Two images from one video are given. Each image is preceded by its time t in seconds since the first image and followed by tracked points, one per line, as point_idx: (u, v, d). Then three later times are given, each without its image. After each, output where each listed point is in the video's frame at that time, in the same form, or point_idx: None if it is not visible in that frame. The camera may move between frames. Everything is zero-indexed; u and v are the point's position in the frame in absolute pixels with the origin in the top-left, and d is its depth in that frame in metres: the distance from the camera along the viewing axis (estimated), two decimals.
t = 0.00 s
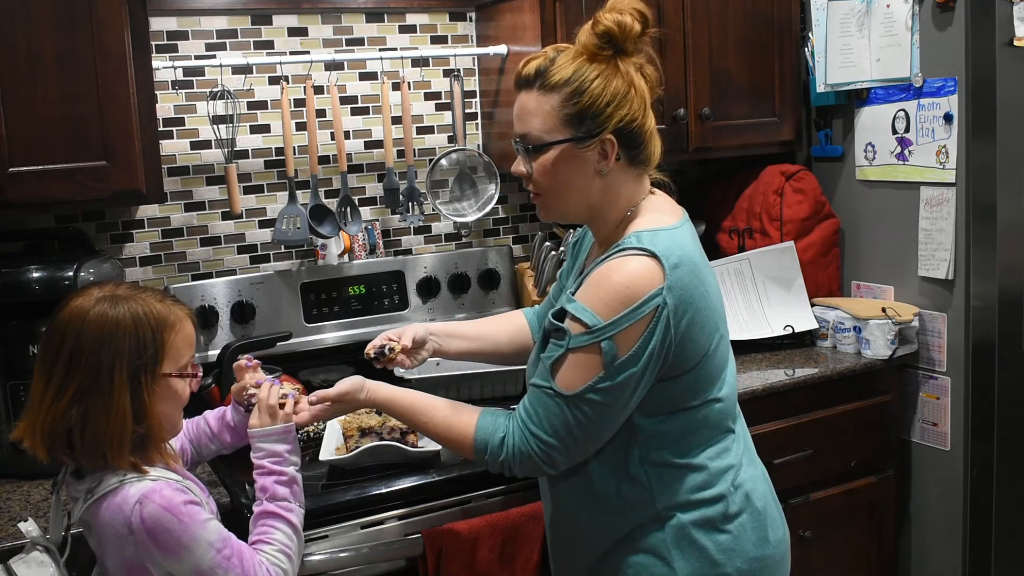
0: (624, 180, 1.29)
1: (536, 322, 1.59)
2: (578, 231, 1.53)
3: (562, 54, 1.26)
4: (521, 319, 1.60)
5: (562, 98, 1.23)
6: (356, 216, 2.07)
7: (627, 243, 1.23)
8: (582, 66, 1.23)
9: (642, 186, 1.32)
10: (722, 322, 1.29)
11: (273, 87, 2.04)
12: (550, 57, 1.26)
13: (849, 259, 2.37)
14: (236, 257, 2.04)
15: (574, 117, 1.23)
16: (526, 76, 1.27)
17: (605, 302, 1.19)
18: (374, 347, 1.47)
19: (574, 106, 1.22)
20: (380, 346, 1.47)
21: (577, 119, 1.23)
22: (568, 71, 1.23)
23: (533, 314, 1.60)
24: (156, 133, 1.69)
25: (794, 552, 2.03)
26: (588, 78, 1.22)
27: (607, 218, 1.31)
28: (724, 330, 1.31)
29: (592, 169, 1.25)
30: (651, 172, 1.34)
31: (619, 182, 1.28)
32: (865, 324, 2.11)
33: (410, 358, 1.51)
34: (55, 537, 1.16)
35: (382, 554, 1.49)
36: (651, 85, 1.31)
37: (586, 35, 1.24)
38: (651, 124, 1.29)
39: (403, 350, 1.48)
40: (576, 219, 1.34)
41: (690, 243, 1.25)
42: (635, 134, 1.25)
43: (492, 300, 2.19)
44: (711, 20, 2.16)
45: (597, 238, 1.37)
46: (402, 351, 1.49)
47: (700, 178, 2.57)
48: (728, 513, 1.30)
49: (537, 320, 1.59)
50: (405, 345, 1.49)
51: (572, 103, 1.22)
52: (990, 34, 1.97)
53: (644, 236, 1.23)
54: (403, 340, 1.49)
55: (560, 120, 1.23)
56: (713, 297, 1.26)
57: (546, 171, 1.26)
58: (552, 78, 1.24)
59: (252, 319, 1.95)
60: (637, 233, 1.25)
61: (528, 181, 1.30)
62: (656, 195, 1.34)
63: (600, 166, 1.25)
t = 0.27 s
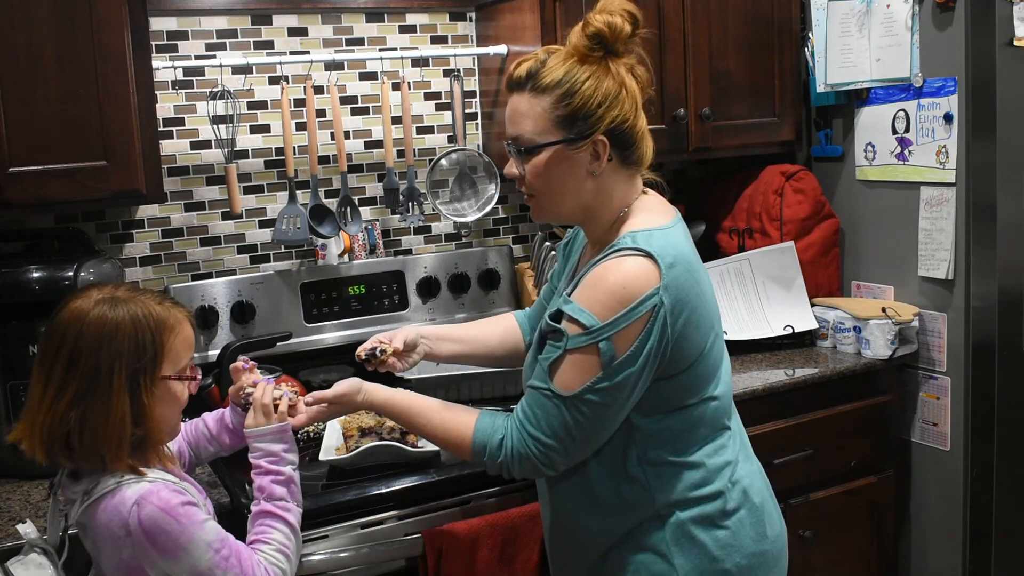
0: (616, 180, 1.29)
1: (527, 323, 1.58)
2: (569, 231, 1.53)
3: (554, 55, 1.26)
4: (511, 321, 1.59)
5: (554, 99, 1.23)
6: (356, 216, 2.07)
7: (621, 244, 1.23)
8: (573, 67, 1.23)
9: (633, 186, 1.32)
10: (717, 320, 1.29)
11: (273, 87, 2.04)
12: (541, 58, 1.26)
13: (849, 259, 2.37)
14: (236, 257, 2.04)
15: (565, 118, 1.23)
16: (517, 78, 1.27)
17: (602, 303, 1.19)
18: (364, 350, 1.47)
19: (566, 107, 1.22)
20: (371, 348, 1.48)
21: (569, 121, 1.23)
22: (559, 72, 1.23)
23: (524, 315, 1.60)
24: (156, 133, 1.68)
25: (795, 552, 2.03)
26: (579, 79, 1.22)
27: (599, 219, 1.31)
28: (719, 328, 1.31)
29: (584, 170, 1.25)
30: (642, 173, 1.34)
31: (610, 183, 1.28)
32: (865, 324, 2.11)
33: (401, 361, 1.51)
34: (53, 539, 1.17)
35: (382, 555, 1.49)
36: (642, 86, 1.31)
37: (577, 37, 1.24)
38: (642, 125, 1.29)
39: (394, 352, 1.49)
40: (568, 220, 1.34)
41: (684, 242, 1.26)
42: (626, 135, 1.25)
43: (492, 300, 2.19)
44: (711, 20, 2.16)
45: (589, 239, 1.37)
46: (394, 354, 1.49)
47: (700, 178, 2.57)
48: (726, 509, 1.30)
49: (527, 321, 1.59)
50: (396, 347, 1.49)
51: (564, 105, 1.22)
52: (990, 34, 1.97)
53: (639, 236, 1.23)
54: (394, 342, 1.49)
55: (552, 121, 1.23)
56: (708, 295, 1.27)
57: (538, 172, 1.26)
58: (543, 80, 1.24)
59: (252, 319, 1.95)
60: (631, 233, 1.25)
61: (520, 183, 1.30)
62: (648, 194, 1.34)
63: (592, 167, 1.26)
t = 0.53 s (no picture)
0: (611, 179, 1.29)
1: (521, 327, 1.58)
2: (563, 232, 1.53)
3: (550, 54, 1.26)
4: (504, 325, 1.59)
5: (550, 97, 1.23)
6: (356, 216, 2.07)
7: (618, 242, 1.23)
8: (569, 67, 1.23)
9: (628, 185, 1.32)
10: (713, 316, 1.29)
11: (273, 87, 2.04)
12: (537, 57, 1.26)
13: (849, 259, 2.37)
14: (236, 257, 2.04)
15: (561, 117, 1.23)
16: (513, 77, 1.27)
17: (601, 301, 1.19)
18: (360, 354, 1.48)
19: (562, 106, 1.22)
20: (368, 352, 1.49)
21: (564, 120, 1.23)
22: (555, 71, 1.23)
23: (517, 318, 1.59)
24: (156, 133, 1.69)
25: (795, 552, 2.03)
26: (575, 79, 1.22)
27: (595, 217, 1.31)
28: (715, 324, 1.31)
29: (578, 169, 1.25)
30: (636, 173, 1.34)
31: (605, 182, 1.28)
32: (865, 324, 2.11)
33: (396, 364, 1.53)
34: (49, 543, 1.17)
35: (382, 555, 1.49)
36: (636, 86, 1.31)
37: (573, 37, 1.25)
38: (637, 125, 1.29)
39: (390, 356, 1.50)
40: (562, 219, 1.33)
41: (680, 239, 1.26)
42: (621, 135, 1.26)
43: (492, 300, 2.19)
44: (711, 20, 2.16)
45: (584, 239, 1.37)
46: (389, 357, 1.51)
47: (699, 177, 2.57)
48: (725, 504, 1.31)
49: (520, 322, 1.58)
50: (392, 350, 1.50)
51: (560, 104, 1.23)
52: (990, 34, 1.96)
53: (635, 234, 1.23)
54: (390, 346, 1.50)
55: (547, 120, 1.23)
56: (704, 291, 1.27)
57: (534, 170, 1.26)
58: (539, 79, 1.24)
59: (252, 319, 1.95)
60: (627, 231, 1.25)
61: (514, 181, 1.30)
62: (642, 194, 1.34)
63: (587, 166, 1.26)
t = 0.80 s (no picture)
0: (607, 179, 1.29)
1: (518, 329, 1.57)
2: (561, 232, 1.53)
3: (542, 56, 1.26)
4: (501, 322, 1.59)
5: (543, 100, 1.23)
6: (356, 216, 2.07)
7: (618, 239, 1.23)
8: (560, 69, 1.23)
9: (626, 184, 1.32)
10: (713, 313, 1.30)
11: (273, 87, 2.04)
12: (530, 60, 1.26)
13: (849, 259, 2.37)
14: (236, 257, 2.04)
15: (554, 120, 1.23)
16: (507, 81, 1.27)
17: (605, 297, 1.19)
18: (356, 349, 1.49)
19: (554, 109, 1.23)
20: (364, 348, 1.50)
21: (557, 122, 1.23)
22: (547, 74, 1.23)
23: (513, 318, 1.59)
24: (156, 133, 1.68)
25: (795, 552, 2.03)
26: (567, 81, 1.22)
27: (593, 217, 1.31)
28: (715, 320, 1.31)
29: (573, 170, 1.26)
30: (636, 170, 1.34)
31: (602, 181, 1.28)
32: (865, 324, 2.11)
33: (390, 361, 1.53)
34: (45, 546, 1.16)
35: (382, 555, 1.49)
36: (631, 84, 1.30)
37: (563, 39, 1.24)
38: (632, 123, 1.28)
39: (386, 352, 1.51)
40: (562, 219, 1.34)
41: (679, 236, 1.26)
42: (615, 134, 1.25)
43: (491, 300, 2.19)
44: (711, 20, 2.16)
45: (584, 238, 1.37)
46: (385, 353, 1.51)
47: (699, 177, 2.57)
48: (728, 501, 1.31)
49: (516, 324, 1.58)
50: (387, 346, 1.51)
51: (552, 106, 1.23)
52: (990, 34, 1.97)
53: (635, 231, 1.24)
54: (385, 342, 1.51)
55: (541, 122, 1.24)
56: (705, 287, 1.27)
57: (530, 173, 1.26)
58: (532, 82, 1.24)
59: (252, 319, 1.95)
60: (627, 229, 1.25)
61: (513, 183, 1.30)
62: (641, 192, 1.34)
63: (582, 167, 1.26)
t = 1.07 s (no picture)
0: (602, 182, 1.28)
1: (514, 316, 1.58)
2: (557, 231, 1.53)
3: (541, 58, 1.26)
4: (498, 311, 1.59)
5: (536, 102, 1.23)
6: (356, 216, 2.07)
7: (620, 236, 1.23)
8: (555, 72, 1.23)
9: (622, 187, 1.31)
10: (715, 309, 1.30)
11: (273, 87, 2.04)
12: (528, 61, 1.26)
13: (849, 259, 2.37)
14: (236, 257, 2.04)
15: (546, 122, 1.23)
16: (506, 81, 1.27)
17: (611, 293, 1.19)
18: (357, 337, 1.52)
19: (546, 112, 1.23)
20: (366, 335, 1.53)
21: (549, 125, 1.23)
22: (542, 76, 1.23)
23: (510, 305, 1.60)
24: (156, 133, 1.69)
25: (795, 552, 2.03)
26: (561, 84, 1.22)
27: (589, 219, 1.31)
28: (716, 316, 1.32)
29: (565, 173, 1.26)
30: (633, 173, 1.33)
31: (596, 185, 1.28)
32: (865, 324, 2.11)
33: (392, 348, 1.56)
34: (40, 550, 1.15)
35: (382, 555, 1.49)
36: (629, 88, 1.30)
37: (560, 41, 1.24)
38: (629, 127, 1.27)
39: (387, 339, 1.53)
40: (558, 220, 1.34)
41: (679, 232, 1.27)
42: (609, 139, 1.24)
43: (491, 300, 2.20)
44: (711, 20, 2.16)
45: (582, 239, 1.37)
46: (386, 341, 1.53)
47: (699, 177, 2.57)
48: (733, 499, 1.31)
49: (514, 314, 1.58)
50: (389, 332, 1.53)
51: (545, 109, 1.23)
52: (990, 34, 1.97)
53: (637, 228, 1.24)
54: (386, 328, 1.54)
55: (534, 125, 1.24)
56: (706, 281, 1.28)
57: (523, 174, 1.27)
58: (527, 83, 1.24)
59: (252, 319, 1.95)
60: (627, 226, 1.25)
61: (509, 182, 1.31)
62: (639, 195, 1.33)
63: (573, 171, 1.26)
